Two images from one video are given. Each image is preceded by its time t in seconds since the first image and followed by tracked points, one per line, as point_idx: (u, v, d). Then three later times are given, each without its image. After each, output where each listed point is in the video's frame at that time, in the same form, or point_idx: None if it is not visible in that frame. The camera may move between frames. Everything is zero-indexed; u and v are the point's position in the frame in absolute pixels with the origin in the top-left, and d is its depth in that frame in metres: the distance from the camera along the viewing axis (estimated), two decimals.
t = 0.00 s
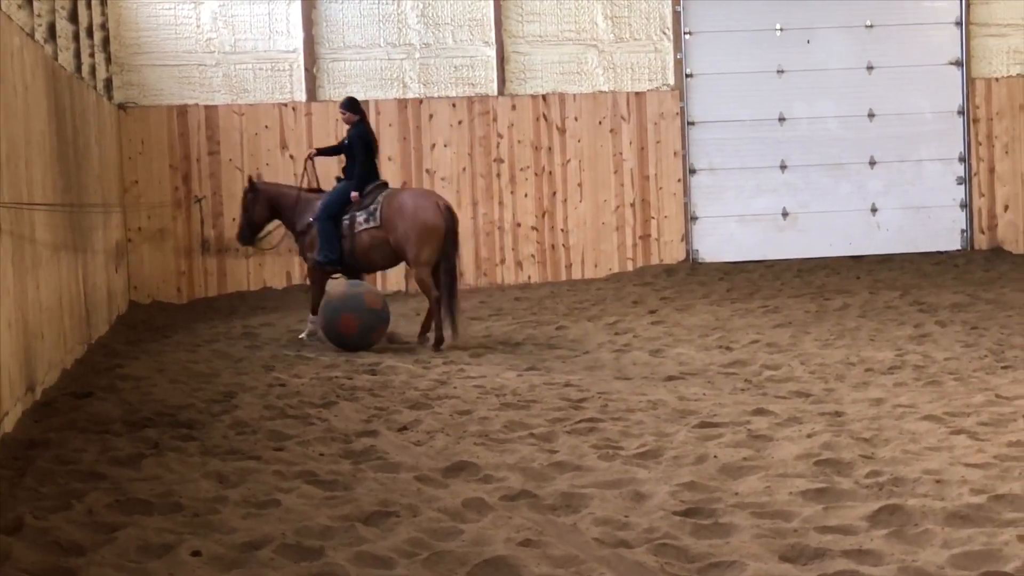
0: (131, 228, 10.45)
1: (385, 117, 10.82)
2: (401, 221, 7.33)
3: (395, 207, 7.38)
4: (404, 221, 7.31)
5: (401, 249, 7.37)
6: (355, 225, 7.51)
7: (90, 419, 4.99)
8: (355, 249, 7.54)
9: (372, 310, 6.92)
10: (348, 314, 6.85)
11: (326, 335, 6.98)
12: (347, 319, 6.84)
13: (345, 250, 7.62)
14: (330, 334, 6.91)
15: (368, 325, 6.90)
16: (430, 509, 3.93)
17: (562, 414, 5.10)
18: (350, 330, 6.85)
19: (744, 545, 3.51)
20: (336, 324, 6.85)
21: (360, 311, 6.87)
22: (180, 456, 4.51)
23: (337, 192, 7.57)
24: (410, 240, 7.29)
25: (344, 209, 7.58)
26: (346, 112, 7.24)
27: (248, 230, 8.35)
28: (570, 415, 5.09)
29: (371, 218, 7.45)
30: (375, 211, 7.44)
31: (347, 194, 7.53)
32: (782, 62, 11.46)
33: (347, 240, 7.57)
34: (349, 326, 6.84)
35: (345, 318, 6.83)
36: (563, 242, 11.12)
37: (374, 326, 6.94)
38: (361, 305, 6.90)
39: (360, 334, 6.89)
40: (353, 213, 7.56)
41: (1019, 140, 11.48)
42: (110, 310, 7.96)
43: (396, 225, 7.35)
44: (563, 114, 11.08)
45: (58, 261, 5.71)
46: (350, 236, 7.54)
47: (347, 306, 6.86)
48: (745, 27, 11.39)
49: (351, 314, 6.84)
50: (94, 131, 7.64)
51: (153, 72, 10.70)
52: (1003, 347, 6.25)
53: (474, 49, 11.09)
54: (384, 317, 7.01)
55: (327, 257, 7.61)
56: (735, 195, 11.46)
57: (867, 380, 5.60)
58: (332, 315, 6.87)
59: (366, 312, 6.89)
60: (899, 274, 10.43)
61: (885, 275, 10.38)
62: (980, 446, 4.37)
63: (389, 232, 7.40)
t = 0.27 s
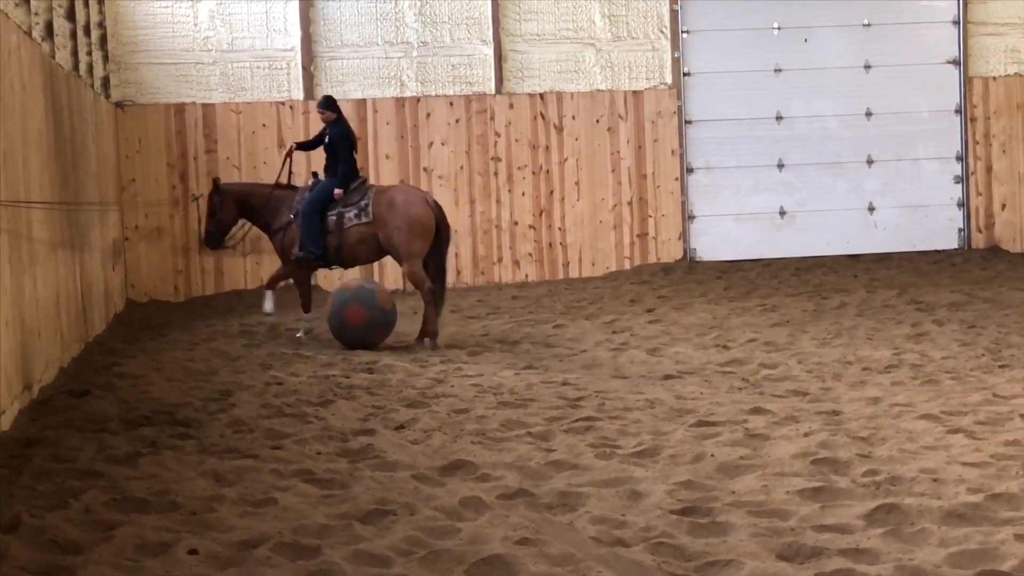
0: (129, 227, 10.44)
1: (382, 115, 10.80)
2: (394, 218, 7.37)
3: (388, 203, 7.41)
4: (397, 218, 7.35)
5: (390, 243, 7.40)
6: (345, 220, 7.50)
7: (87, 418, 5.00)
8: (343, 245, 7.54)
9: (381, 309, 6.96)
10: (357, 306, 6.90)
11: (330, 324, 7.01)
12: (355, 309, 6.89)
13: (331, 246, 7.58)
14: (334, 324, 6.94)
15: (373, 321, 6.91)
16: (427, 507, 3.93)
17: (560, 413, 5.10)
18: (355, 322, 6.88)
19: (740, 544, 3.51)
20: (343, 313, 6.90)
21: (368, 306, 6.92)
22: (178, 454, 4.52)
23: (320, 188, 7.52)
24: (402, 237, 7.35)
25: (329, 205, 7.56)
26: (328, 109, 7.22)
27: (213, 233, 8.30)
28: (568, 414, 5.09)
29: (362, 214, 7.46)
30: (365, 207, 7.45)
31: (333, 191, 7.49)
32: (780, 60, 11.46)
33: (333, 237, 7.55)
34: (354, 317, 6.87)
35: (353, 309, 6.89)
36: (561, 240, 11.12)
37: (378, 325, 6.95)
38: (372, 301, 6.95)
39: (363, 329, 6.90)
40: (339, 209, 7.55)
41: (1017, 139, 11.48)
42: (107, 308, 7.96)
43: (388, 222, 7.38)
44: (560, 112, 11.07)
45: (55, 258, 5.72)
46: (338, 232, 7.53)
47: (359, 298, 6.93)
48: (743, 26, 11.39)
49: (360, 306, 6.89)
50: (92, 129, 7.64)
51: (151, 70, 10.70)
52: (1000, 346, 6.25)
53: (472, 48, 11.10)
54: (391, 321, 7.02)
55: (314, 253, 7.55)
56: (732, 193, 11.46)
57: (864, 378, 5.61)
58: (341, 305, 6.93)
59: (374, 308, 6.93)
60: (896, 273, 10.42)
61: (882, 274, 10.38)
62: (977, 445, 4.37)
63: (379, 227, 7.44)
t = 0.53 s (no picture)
0: (128, 226, 10.40)
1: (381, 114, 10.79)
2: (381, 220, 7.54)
3: (376, 205, 7.56)
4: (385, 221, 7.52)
5: (375, 246, 7.54)
6: (339, 217, 7.57)
7: (85, 416, 5.00)
8: (336, 241, 7.61)
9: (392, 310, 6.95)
10: (369, 301, 6.90)
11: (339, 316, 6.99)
12: (367, 304, 6.89)
13: (323, 242, 7.63)
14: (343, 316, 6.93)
15: (382, 319, 6.89)
16: (425, 506, 3.94)
17: (558, 412, 5.11)
18: (365, 316, 6.86)
19: (738, 542, 3.51)
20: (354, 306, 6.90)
21: (381, 303, 6.91)
22: (176, 453, 4.51)
23: (312, 185, 7.52)
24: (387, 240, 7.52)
25: (321, 202, 7.59)
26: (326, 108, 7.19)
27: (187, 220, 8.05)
28: (565, 413, 5.09)
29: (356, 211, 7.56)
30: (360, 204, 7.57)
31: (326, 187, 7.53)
32: (779, 59, 11.46)
33: (326, 233, 7.61)
34: (365, 308, 6.87)
35: (366, 303, 6.88)
36: (559, 239, 11.12)
37: (386, 324, 6.92)
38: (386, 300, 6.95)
39: (371, 326, 6.88)
40: (331, 204, 7.60)
41: (1015, 139, 11.49)
42: (105, 307, 7.94)
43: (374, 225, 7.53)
44: (559, 112, 11.07)
45: (54, 257, 5.72)
46: (332, 228, 7.59)
47: (373, 294, 6.94)
48: (741, 25, 11.39)
49: (373, 302, 6.89)
50: (89, 128, 7.63)
51: (149, 69, 10.70)
52: (998, 345, 6.25)
53: (471, 47, 11.10)
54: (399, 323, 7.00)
55: (308, 251, 7.57)
56: (731, 192, 11.46)
57: (862, 377, 5.61)
58: (354, 298, 6.93)
59: (386, 308, 6.92)
60: (894, 273, 10.42)
61: (881, 273, 10.39)
62: (975, 444, 4.38)
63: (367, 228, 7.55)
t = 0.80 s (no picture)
0: (127, 224, 10.36)
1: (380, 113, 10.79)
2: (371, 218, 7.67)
3: (365, 204, 7.67)
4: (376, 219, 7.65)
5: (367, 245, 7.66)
6: (326, 218, 7.62)
7: (84, 416, 4.99)
8: (320, 241, 7.64)
9: (400, 317, 6.92)
10: (382, 300, 6.89)
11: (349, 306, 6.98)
12: (379, 302, 6.88)
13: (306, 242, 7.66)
14: (353, 308, 6.92)
15: (388, 321, 6.88)
16: (424, 505, 3.93)
17: (557, 410, 5.11)
18: (374, 314, 6.85)
19: (737, 542, 3.51)
20: (367, 301, 6.89)
21: (393, 306, 6.90)
22: (175, 452, 4.51)
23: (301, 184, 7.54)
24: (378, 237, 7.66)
25: (308, 201, 7.62)
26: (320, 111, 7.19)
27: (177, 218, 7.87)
28: (565, 411, 5.09)
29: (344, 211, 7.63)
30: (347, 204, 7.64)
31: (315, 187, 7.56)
32: (778, 58, 11.46)
33: (310, 232, 7.64)
34: (377, 305, 6.86)
35: (378, 302, 6.88)
36: (558, 238, 11.12)
37: (391, 328, 6.90)
38: (399, 304, 6.93)
39: (377, 325, 6.87)
40: (317, 204, 7.65)
41: (1014, 138, 11.49)
42: (103, 306, 7.94)
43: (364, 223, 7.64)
44: (558, 111, 11.07)
45: (53, 255, 5.72)
46: (317, 228, 7.63)
47: (389, 296, 6.93)
48: (740, 24, 11.39)
49: (386, 302, 6.88)
50: (88, 126, 7.63)
51: (148, 68, 10.69)
52: (997, 344, 6.25)
53: (469, 46, 11.10)
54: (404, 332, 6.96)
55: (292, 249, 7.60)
56: (730, 191, 11.46)
57: (861, 376, 5.61)
58: (369, 294, 6.92)
59: (396, 313, 6.90)
60: (893, 272, 10.42)
61: (880, 272, 10.39)
62: (974, 443, 4.37)
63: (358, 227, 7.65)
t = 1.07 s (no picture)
0: (125, 223, 10.38)
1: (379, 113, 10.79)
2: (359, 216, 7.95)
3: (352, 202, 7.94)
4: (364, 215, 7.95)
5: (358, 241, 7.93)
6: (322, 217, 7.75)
7: (83, 415, 4.99)
8: (316, 240, 7.74)
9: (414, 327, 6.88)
10: (406, 304, 6.85)
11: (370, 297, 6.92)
12: (403, 305, 6.84)
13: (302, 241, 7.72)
14: (375, 300, 6.85)
15: (405, 326, 6.82)
16: (422, 504, 3.93)
17: (556, 410, 5.11)
18: (393, 315, 6.80)
19: (736, 541, 3.51)
20: (392, 299, 6.85)
21: (414, 313, 6.86)
22: (174, 452, 4.51)
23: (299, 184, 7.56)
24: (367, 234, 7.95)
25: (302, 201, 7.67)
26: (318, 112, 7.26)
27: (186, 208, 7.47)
28: (563, 411, 5.09)
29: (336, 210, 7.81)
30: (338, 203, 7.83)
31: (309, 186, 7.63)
32: (777, 58, 11.46)
33: (305, 232, 7.72)
34: (399, 308, 6.82)
35: (401, 304, 6.83)
36: (557, 238, 11.12)
37: (402, 333, 6.84)
38: (419, 314, 6.90)
39: (393, 326, 6.80)
40: (310, 204, 7.73)
41: (1012, 137, 11.50)
42: (102, 305, 7.94)
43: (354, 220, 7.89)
44: (556, 110, 11.07)
45: (51, 255, 5.72)
46: (313, 228, 7.72)
47: (412, 302, 6.90)
48: (739, 24, 11.39)
49: (410, 307, 6.84)
50: (87, 126, 7.63)
51: (147, 67, 10.69)
52: (996, 344, 6.25)
53: (468, 46, 11.09)
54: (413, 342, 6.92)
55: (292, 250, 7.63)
56: (728, 190, 11.46)
57: (859, 376, 5.61)
58: (394, 294, 6.88)
59: (414, 320, 6.86)
60: (891, 271, 10.42)
61: (879, 272, 10.38)
62: (972, 443, 4.38)
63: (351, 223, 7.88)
